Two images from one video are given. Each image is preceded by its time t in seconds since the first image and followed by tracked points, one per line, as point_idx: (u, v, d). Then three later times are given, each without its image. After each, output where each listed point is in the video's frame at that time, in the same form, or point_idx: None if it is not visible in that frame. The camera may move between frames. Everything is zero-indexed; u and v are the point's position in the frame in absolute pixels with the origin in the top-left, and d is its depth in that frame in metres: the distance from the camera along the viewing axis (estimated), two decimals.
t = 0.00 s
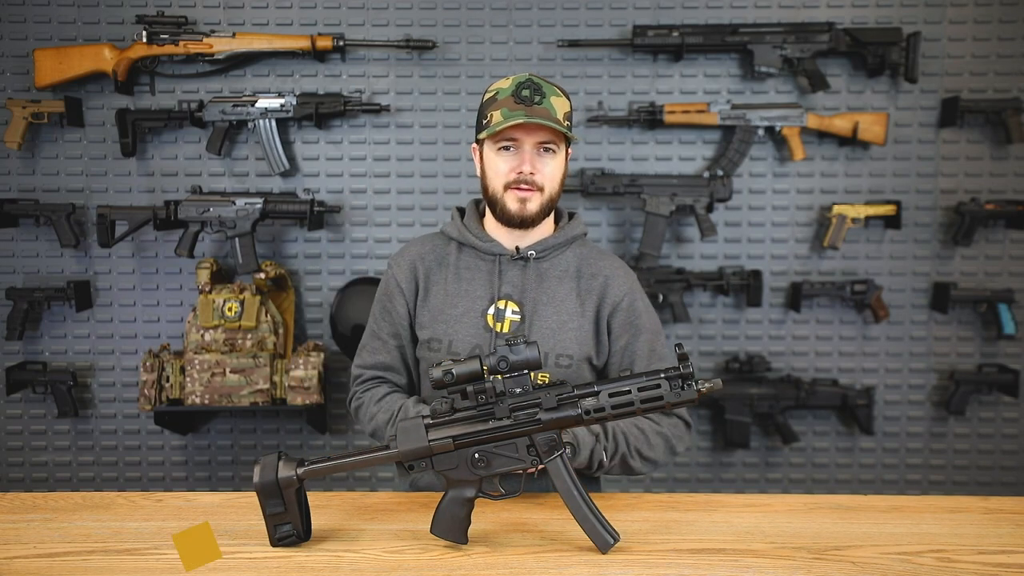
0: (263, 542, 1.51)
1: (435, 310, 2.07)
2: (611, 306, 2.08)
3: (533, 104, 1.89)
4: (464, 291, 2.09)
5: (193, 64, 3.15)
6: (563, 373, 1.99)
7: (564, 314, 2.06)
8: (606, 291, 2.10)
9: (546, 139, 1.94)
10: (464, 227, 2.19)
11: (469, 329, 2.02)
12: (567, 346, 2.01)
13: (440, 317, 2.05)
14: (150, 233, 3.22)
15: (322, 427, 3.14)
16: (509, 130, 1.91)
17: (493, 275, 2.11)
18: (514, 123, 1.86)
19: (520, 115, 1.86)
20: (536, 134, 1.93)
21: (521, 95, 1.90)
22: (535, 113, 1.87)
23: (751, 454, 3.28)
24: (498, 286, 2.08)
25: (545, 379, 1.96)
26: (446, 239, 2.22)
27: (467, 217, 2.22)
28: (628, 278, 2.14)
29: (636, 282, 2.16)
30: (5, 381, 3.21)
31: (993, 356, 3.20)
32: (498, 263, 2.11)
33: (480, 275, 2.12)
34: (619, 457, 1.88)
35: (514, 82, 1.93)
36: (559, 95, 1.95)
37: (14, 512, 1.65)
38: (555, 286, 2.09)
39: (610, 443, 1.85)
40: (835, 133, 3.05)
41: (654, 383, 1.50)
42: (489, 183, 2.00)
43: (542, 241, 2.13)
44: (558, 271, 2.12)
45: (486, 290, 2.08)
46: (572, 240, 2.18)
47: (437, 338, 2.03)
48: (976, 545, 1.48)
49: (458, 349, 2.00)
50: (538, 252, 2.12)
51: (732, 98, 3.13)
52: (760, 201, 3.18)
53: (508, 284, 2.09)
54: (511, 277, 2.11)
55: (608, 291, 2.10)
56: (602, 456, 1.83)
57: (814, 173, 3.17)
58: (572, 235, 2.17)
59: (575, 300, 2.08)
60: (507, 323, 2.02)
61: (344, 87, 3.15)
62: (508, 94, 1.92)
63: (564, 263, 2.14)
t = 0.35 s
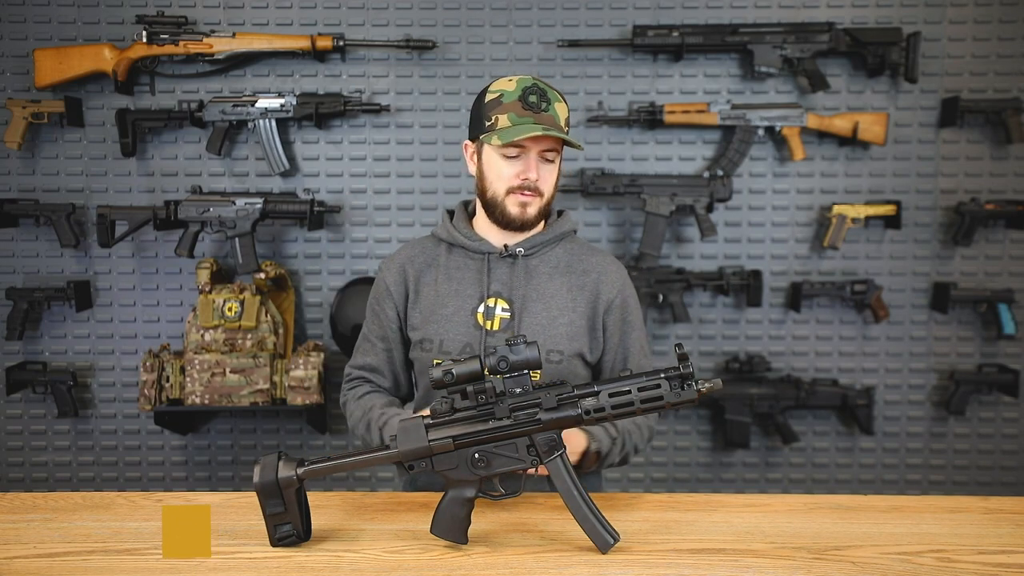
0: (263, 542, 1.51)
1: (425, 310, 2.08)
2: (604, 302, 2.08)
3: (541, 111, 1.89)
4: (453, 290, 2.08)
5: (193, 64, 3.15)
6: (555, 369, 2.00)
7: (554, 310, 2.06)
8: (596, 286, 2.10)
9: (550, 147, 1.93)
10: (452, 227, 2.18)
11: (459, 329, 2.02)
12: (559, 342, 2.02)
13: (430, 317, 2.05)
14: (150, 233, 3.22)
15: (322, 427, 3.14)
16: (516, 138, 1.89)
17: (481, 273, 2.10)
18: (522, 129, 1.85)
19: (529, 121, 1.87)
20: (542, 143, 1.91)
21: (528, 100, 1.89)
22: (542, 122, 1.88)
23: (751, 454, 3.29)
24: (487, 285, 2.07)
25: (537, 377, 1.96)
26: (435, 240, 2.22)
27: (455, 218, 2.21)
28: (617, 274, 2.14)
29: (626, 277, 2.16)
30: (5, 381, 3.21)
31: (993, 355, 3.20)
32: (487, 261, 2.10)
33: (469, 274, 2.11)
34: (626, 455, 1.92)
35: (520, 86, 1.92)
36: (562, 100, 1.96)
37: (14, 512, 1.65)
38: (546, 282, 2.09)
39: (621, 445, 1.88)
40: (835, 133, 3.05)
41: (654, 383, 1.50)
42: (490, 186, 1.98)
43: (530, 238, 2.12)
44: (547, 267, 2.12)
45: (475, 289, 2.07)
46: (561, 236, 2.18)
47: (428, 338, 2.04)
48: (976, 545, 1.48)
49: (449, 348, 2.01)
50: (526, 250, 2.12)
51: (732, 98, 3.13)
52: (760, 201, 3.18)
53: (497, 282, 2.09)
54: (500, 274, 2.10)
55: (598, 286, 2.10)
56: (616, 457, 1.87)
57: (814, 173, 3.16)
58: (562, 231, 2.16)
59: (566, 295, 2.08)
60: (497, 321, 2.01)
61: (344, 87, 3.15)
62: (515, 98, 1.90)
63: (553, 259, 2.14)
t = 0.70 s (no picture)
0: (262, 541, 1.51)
1: (443, 310, 2.07)
2: (626, 314, 2.10)
3: (525, 112, 1.87)
4: (473, 292, 2.08)
5: (193, 64, 3.15)
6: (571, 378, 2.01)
7: (574, 320, 2.06)
8: (616, 298, 2.11)
9: (542, 146, 1.93)
10: (474, 226, 2.17)
11: (477, 332, 2.02)
12: (576, 353, 2.02)
13: (449, 318, 2.05)
14: (150, 233, 3.22)
15: (322, 427, 3.14)
16: (504, 142, 1.91)
17: (503, 277, 2.10)
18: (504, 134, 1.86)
19: (511, 124, 1.86)
20: (532, 143, 1.92)
21: (512, 103, 1.88)
22: (525, 122, 1.86)
23: (751, 454, 3.29)
24: (508, 290, 2.07)
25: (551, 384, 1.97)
26: (454, 236, 2.21)
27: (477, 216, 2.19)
28: (638, 286, 2.15)
29: (646, 290, 2.17)
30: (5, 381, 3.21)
31: (993, 356, 3.20)
32: (509, 266, 2.10)
33: (490, 276, 2.11)
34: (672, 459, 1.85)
35: (506, 90, 1.92)
36: (554, 97, 1.92)
37: (13, 511, 1.65)
38: (567, 291, 2.09)
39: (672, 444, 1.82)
40: (835, 133, 3.05)
41: (654, 383, 1.50)
42: (490, 194, 2.03)
43: (553, 246, 2.12)
44: (569, 276, 2.11)
45: (495, 293, 2.07)
46: (583, 244, 2.17)
47: (445, 339, 2.04)
48: (976, 545, 1.48)
49: (467, 352, 2.01)
50: (549, 256, 2.11)
51: (732, 98, 3.13)
52: (760, 201, 3.18)
53: (518, 288, 2.09)
54: (521, 280, 2.10)
55: (618, 298, 2.11)
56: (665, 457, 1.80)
57: (815, 173, 3.17)
58: (584, 240, 2.16)
59: (586, 305, 2.08)
60: (517, 327, 2.01)
61: (344, 87, 3.15)
62: (501, 103, 1.91)
63: (575, 267, 2.13)
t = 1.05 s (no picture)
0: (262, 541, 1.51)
1: (439, 310, 2.07)
2: (617, 313, 2.09)
3: (554, 109, 1.88)
4: (468, 293, 2.08)
5: (193, 64, 3.15)
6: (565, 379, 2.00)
7: (567, 321, 2.06)
8: (609, 299, 2.11)
9: (562, 145, 1.94)
10: (470, 226, 2.18)
11: (472, 332, 2.02)
12: (570, 353, 2.01)
13: (444, 318, 2.05)
14: (150, 233, 3.22)
15: (322, 427, 3.14)
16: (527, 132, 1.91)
17: (498, 278, 2.10)
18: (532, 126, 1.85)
19: (540, 118, 1.86)
20: (554, 139, 1.93)
21: (542, 98, 1.88)
22: (554, 118, 1.87)
23: (751, 454, 3.29)
24: (502, 291, 2.08)
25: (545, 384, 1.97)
26: (450, 237, 2.21)
27: (472, 216, 2.21)
28: (630, 287, 2.15)
29: (638, 291, 2.17)
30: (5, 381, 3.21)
31: (993, 356, 3.20)
32: (504, 267, 2.11)
33: (485, 277, 2.11)
34: (620, 461, 1.87)
35: (536, 84, 1.92)
36: (579, 102, 1.95)
37: (13, 512, 1.65)
38: (560, 291, 2.09)
39: (612, 447, 1.85)
40: (835, 133, 3.05)
41: (654, 383, 1.50)
42: (501, 183, 2.00)
43: (548, 247, 2.13)
44: (563, 276, 2.11)
45: (490, 294, 2.08)
46: (578, 246, 2.17)
47: (441, 339, 2.03)
48: (976, 545, 1.48)
49: (462, 352, 2.01)
50: (544, 257, 2.12)
51: (732, 98, 3.13)
52: (760, 201, 3.18)
53: (512, 288, 2.09)
54: (516, 281, 2.10)
55: (611, 299, 2.11)
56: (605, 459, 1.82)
57: (815, 173, 3.16)
58: (579, 240, 2.16)
59: (579, 306, 2.08)
60: (511, 328, 2.02)
61: (344, 87, 3.15)
62: (530, 96, 1.90)
63: (569, 268, 2.13)
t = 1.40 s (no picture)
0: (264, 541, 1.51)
1: (417, 309, 2.08)
2: (593, 308, 2.07)
3: (513, 106, 1.89)
4: (446, 291, 2.08)
5: (193, 64, 3.15)
6: (541, 376, 1.98)
7: (544, 317, 2.04)
8: (585, 294, 2.09)
9: (528, 140, 1.96)
10: (447, 226, 2.17)
11: (449, 329, 2.02)
12: (546, 349, 1.99)
13: (422, 317, 2.05)
14: (150, 233, 3.22)
15: (322, 427, 3.14)
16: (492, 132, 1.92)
17: (475, 276, 2.10)
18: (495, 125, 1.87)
19: (500, 116, 1.87)
20: (519, 135, 1.94)
21: (501, 97, 1.90)
22: (515, 114, 1.88)
23: (751, 455, 3.29)
24: (479, 288, 2.07)
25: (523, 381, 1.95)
26: (430, 238, 2.21)
27: (451, 218, 2.20)
28: (607, 281, 2.12)
29: (616, 286, 2.15)
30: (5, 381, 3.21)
31: (993, 356, 3.20)
32: (480, 265, 2.10)
33: (463, 276, 2.11)
34: (597, 460, 1.86)
35: (492, 84, 1.93)
36: (537, 96, 1.96)
37: (13, 512, 1.65)
38: (537, 288, 2.08)
39: (588, 446, 1.83)
40: (836, 133, 3.04)
41: (654, 383, 1.50)
42: (472, 185, 2.00)
43: (524, 243, 2.11)
44: (540, 273, 2.10)
45: (467, 291, 2.08)
46: (556, 243, 2.16)
47: (419, 337, 2.03)
48: (976, 545, 1.48)
49: (439, 349, 2.00)
50: (520, 254, 2.10)
51: (732, 99, 3.13)
52: (760, 200, 3.18)
53: (489, 286, 2.08)
54: (492, 278, 2.09)
55: (587, 294, 2.09)
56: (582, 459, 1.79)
57: (815, 173, 3.17)
58: (556, 237, 2.15)
59: (555, 302, 2.06)
60: (488, 324, 2.01)
61: (344, 87, 3.15)
62: (488, 96, 1.92)
63: (546, 265, 2.12)
